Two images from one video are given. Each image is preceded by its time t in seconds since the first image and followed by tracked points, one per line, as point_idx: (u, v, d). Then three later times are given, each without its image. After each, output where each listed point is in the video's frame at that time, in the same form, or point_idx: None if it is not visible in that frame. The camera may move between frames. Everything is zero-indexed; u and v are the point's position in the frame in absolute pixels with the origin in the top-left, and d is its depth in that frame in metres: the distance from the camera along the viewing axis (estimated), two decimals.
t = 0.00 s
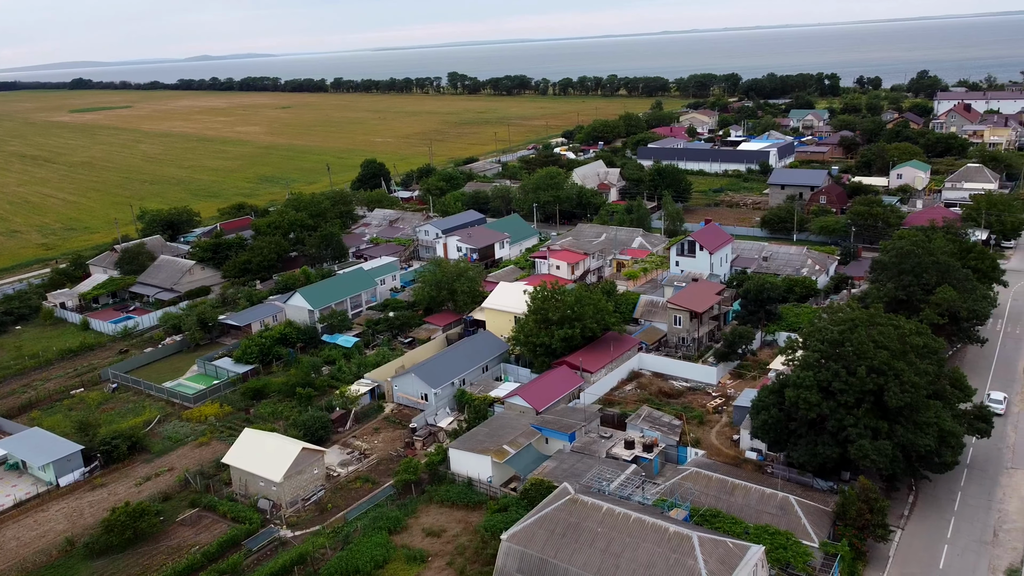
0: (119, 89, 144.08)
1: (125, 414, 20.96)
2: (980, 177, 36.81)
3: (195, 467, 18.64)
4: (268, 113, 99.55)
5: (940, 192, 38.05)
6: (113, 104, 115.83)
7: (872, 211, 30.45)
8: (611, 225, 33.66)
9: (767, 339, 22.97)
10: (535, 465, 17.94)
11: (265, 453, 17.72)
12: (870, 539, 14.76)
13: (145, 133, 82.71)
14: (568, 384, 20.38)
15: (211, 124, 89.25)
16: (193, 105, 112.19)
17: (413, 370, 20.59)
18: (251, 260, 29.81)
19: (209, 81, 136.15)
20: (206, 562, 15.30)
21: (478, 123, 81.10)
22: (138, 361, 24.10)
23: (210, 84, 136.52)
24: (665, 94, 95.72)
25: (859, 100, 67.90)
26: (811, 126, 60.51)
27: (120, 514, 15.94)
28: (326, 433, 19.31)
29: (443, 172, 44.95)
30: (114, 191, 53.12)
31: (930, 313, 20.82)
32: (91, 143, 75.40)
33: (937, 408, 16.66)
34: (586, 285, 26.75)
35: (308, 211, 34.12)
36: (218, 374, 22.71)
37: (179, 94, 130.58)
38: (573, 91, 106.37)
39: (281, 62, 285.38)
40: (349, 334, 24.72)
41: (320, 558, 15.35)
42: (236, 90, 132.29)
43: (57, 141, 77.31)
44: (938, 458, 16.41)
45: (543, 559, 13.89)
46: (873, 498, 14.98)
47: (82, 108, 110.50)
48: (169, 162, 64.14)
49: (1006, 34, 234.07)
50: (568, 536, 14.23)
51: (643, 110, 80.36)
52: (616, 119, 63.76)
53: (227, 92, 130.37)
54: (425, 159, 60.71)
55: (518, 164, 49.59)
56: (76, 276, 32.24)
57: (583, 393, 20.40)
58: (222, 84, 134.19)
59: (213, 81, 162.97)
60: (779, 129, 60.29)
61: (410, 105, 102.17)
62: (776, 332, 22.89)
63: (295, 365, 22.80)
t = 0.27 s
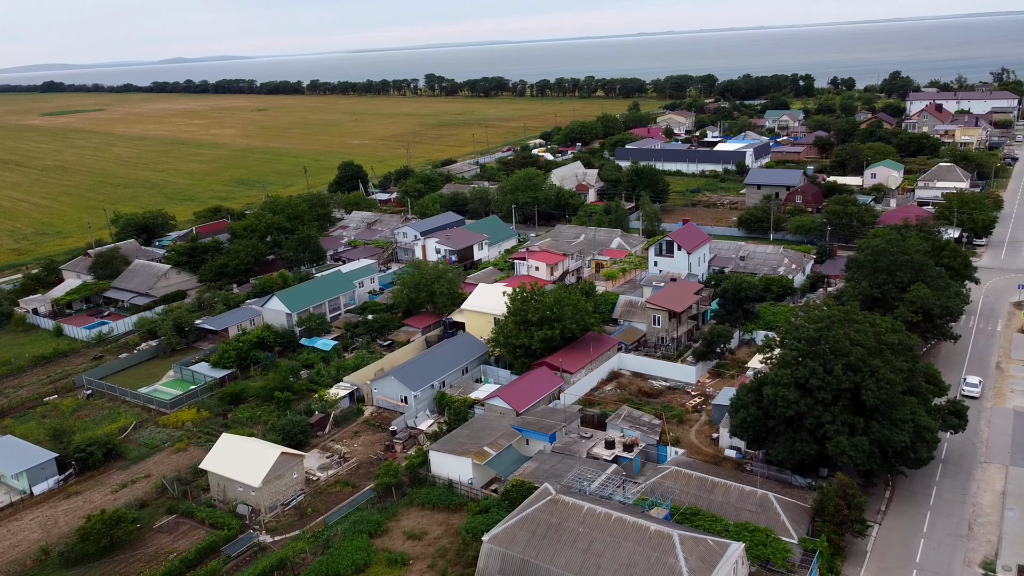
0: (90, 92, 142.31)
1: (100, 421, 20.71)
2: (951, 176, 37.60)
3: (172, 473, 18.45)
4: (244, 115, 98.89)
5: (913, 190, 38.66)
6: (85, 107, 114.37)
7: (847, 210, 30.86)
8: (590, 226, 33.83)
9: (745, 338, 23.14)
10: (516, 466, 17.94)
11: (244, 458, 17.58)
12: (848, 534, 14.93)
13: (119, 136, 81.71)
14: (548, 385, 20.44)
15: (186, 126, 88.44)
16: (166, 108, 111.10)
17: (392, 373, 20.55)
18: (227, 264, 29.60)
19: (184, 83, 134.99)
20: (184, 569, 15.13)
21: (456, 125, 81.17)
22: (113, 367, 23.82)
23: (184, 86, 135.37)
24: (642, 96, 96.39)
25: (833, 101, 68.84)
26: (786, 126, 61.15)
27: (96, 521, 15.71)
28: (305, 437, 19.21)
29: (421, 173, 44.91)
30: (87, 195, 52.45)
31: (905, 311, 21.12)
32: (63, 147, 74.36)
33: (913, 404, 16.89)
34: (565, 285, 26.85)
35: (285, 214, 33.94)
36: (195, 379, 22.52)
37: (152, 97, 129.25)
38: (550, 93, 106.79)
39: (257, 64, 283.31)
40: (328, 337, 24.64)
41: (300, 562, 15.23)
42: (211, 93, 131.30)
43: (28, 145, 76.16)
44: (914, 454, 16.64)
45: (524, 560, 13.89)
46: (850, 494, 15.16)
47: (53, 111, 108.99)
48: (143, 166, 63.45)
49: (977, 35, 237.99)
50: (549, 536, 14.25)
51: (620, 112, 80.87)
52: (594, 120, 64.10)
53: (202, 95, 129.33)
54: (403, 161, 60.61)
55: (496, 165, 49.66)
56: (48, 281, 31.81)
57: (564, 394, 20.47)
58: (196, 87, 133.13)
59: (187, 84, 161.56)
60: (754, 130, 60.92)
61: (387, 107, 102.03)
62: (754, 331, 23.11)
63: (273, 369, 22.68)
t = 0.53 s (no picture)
0: (61, 95, 140.38)
1: (75, 428, 20.45)
2: (924, 175, 38.20)
3: (149, 480, 18.25)
4: (220, 118, 98.15)
5: (887, 190, 39.17)
6: (57, 110, 112.77)
7: (823, 209, 31.22)
8: (569, 226, 33.93)
9: (724, 337, 23.32)
10: (496, 468, 17.94)
11: (223, 463, 17.41)
12: (826, 530, 15.08)
13: (92, 139, 80.65)
14: (528, 386, 20.47)
15: (160, 129, 87.55)
16: (139, 110, 109.87)
17: (372, 376, 20.50)
18: (204, 268, 29.36)
19: (158, 86, 133.66)
20: None
21: (434, 126, 81.12)
22: (87, 373, 23.52)
23: (158, 89, 134.09)
24: (619, 97, 96.92)
25: (808, 102, 69.65)
26: (762, 127, 61.76)
27: (71, 529, 15.47)
28: (285, 441, 19.09)
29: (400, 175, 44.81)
30: (59, 199, 51.73)
31: (880, 309, 21.39)
32: (35, 151, 73.26)
33: (888, 401, 17.09)
34: (545, 286, 26.92)
35: (261, 217, 33.73)
36: (172, 385, 22.30)
37: (126, 99, 127.84)
38: (528, 94, 107.02)
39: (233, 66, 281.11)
40: (306, 340, 24.53)
41: (280, 568, 15.11)
42: (185, 95, 130.15)
43: None
44: (890, 450, 16.84)
45: (506, 561, 13.88)
46: (828, 490, 15.31)
47: (24, 114, 107.36)
48: (117, 169, 62.71)
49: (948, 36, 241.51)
50: (531, 537, 14.25)
51: (597, 113, 81.25)
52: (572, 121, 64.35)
53: (176, 97, 128.13)
54: (381, 163, 60.43)
55: (474, 167, 49.67)
56: (20, 287, 31.36)
57: (544, 395, 20.50)
58: (171, 90, 131.86)
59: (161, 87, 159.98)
60: (731, 130, 61.46)
61: (365, 109, 101.74)
62: (732, 330, 23.29)
63: (251, 374, 22.53)
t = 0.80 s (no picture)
0: (31, 98, 138.34)
1: (49, 435, 20.18)
2: (897, 175, 38.80)
3: (125, 487, 18.03)
4: (195, 120, 97.30)
5: (861, 190, 39.71)
6: (27, 113, 111.04)
7: (799, 209, 31.58)
8: (548, 228, 34.01)
9: (702, 336, 23.50)
10: (477, 470, 17.93)
11: (200, 469, 17.25)
12: (805, 526, 15.22)
13: (64, 143, 79.56)
14: (508, 388, 20.48)
15: (134, 133, 86.58)
16: (113, 113, 108.56)
17: (351, 380, 20.44)
18: (180, 272, 29.05)
19: (131, 89, 132.22)
20: None
21: (412, 128, 81.04)
22: (61, 380, 23.22)
23: (132, 91, 132.66)
24: (596, 98, 97.40)
25: (783, 103, 70.42)
26: (738, 127, 62.33)
27: (46, 538, 15.23)
28: (263, 446, 18.97)
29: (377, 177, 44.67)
30: (31, 203, 50.97)
31: (856, 306, 21.65)
32: (5, 155, 72.09)
33: (865, 397, 17.29)
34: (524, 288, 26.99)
35: (238, 220, 33.48)
36: (148, 391, 22.06)
37: (99, 102, 126.31)
38: (506, 96, 107.20)
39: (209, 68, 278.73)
40: (284, 344, 24.42)
41: (260, 573, 14.99)
42: (159, 98, 128.87)
43: None
44: (867, 446, 17.05)
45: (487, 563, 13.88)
46: (807, 487, 15.46)
47: None
48: (90, 173, 61.91)
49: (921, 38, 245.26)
50: (512, 538, 14.26)
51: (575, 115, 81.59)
52: (549, 122, 64.60)
53: (150, 100, 126.84)
54: (359, 166, 60.19)
55: (452, 169, 49.63)
56: None
57: (524, 396, 20.52)
58: (145, 92, 130.46)
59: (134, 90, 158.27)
60: (707, 131, 61.96)
61: (343, 111, 101.38)
62: (710, 329, 23.49)
63: (229, 378, 22.39)
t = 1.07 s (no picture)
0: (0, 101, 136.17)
1: (22, 443, 19.88)
2: (871, 174, 39.36)
3: (101, 495, 17.81)
4: (170, 123, 96.30)
5: (836, 189, 40.20)
6: None
7: (776, 208, 31.94)
8: (526, 229, 34.09)
9: (681, 336, 23.69)
10: (458, 472, 17.92)
11: (177, 475, 17.07)
12: (784, 523, 15.38)
13: (36, 146, 78.39)
14: (488, 389, 20.50)
15: (108, 136, 85.53)
16: (86, 117, 107.14)
17: (330, 383, 20.35)
18: (155, 276, 28.85)
19: (105, 92, 130.64)
20: None
21: (391, 130, 80.83)
22: (35, 387, 22.90)
23: (105, 94, 131.08)
24: (574, 99, 97.77)
25: (759, 104, 71.13)
26: (715, 128, 62.84)
27: (19, 548, 14.98)
28: (242, 451, 18.84)
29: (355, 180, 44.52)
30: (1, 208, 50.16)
31: (832, 304, 21.91)
32: None
33: (841, 395, 17.50)
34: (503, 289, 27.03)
35: (213, 224, 33.25)
36: (123, 397, 21.83)
37: (71, 105, 124.61)
38: (484, 98, 107.24)
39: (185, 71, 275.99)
40: (262, 348, 24.27)
41: None
42: (133, 101, 127.42)
43: None
44: (844, 443, 17.25)
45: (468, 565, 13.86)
46: (785, 484, 15.61)
47: None
48: (62, 177, 61.04)
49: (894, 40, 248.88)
50: (494, 540, 14.26)
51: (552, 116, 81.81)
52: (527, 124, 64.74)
53: (124, 103, 125.36)
54: (336, 168, 59.93)
55: (431, 171, 49.56)
56: None
57: (504, 397, 20.54)
58: (118, 95, 128.91)
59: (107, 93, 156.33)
60: (684, 132, 62.41)
61: (320, 113, 100.89)
62: (689, 329, 23.68)
63: (207, 384, 22.20)
